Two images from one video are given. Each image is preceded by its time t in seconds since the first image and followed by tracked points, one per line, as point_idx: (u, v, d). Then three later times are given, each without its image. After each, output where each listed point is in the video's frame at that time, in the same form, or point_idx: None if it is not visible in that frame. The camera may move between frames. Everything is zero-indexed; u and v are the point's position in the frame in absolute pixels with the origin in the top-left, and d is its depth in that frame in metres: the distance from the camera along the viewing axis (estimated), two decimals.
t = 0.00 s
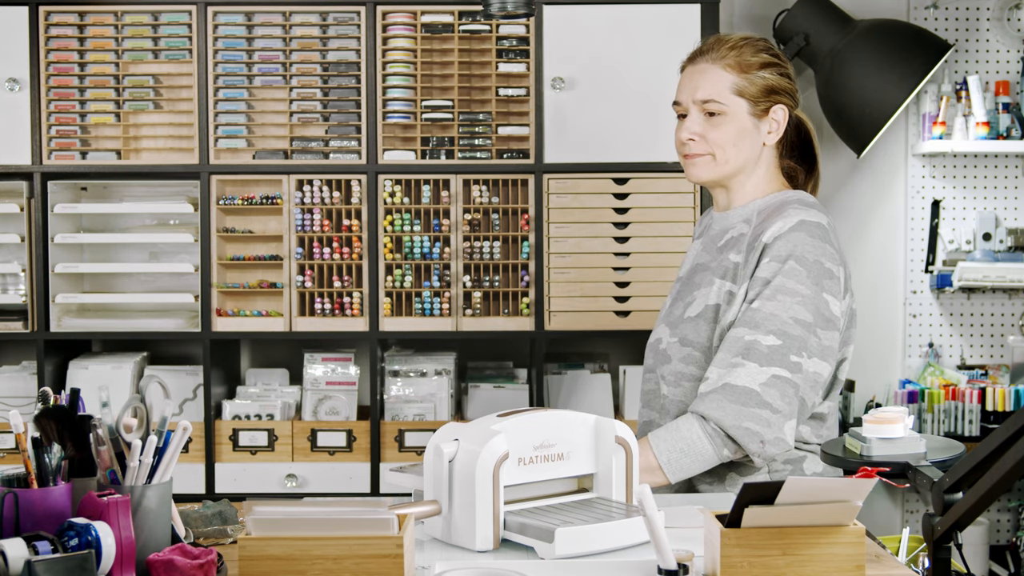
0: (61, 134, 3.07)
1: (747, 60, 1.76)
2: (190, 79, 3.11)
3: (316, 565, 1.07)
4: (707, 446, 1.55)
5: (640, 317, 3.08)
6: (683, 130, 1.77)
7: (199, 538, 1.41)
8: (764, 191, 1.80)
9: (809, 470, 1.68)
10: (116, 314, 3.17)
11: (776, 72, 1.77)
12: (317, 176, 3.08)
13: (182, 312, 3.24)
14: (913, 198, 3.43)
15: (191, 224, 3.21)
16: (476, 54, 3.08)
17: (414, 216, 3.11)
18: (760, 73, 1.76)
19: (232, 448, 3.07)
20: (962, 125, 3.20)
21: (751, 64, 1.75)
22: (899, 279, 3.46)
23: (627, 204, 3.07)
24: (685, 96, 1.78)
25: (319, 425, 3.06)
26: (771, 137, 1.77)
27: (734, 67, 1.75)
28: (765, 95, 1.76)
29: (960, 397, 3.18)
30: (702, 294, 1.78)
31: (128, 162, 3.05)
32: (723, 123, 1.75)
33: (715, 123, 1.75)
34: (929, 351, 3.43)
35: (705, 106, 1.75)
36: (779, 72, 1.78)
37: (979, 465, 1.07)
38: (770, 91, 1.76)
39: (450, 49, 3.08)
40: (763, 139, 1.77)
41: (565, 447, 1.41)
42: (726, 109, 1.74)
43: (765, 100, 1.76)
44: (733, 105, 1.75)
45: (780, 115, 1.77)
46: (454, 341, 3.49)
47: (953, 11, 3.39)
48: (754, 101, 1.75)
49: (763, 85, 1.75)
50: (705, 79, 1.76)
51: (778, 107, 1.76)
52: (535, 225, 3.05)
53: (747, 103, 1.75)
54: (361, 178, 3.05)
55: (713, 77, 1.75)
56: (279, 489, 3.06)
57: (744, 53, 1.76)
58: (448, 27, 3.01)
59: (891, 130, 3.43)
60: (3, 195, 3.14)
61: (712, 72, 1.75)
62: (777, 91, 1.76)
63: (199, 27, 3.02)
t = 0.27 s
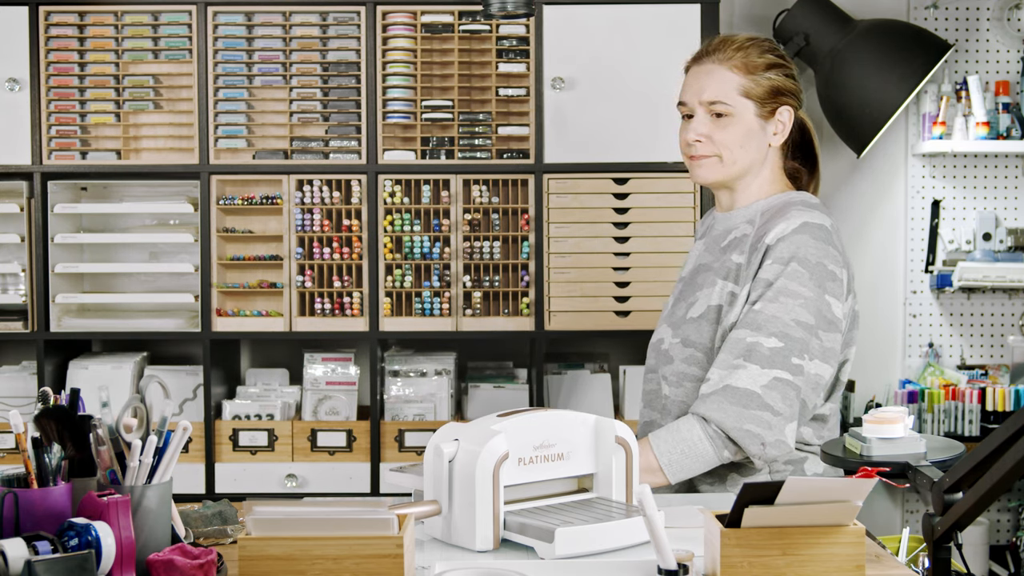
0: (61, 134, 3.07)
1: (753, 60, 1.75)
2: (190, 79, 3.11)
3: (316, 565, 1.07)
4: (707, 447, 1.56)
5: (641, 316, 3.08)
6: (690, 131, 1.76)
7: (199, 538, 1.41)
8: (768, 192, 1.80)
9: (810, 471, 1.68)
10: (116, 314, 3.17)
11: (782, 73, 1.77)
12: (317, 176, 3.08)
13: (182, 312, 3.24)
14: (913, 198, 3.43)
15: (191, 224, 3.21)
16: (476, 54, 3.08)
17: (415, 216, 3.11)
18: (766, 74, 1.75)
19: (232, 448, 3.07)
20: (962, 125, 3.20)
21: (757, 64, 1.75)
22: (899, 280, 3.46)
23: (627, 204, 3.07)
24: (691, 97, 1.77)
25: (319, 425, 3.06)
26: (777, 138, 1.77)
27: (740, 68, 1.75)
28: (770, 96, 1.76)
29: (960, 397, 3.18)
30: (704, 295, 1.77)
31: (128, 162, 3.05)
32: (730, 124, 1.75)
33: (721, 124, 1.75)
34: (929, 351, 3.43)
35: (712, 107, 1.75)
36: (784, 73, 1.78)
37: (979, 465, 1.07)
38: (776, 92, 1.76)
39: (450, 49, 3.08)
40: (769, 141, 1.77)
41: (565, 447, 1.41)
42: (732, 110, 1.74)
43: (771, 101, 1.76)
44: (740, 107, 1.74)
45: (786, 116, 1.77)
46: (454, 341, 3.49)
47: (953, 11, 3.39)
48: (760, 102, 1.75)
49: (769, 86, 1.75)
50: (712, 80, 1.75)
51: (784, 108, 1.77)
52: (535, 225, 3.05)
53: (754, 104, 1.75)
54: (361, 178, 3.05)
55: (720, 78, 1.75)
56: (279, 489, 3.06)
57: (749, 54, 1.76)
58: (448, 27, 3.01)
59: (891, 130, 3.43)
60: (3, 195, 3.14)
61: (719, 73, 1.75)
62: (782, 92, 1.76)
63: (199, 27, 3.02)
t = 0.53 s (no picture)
0: (61, 134, 3.07)
1: (756, 62, 1.75)
2: (190, 79, 3.11)
3: (316, 565, 1.07)
4: (708, 447, 1.56)
5: (641, 316, 3.08)
6: (694, 134, 1.76)
7: (199, 538, 1.41)
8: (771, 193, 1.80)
9: (811, 471, 1.68)
10: (116, 314, 3.17)
11: (784, 73, 1.77)
12: (317, 176, 3.08)
13: (182, 312, 3.24)
14: (913, 198, 3.43)
15: (191, 224, 3.21)
16: (476, 54, 3.09)
17: (415, 216, 3.11)
18: (769, 75, 1.75)
19: (232, 448, 3.07)
20: (962, 125, 3.20)
21: (760, 65, 1.74)
22: (899, 280, 3.46)
23: (627, 204, 3.07)
24: (695, 100, 1.77)
25: (319, 425, 3.06)
26: (780, 138, 1.78)
27: (744, 70, 1.74)
28: (774, 97, 1.76)
29: (960, 397, 3.18)
30: (706, 295, 1.77)
31: (128, 163, 3.05)
32: (734, 126, 1.74)
33: (725, 126, 1.75)
34: (929, 351, 3.43)
35: (716, 109, 1.74)
36: (787, 73, 1.77)
37: (979, 465, 1.07)
38: (779, 94, 1.75)
39: (450, 49, 3.08)
40: (773, 142, 1.77)
41: (565, 447, 1.41)
42: (737, 112, 1.74)
43: (775, 102, 1.75)
44: (744, 108, 1.74)
45: (789, 117, 1.77)
46: (454, 341, 3.49)
47: (953, 11, 3.39)
48: (764, 104, 1.75)
49: (772, 87, 1.75)
50: (715, 82, 1.74)
51: (787, 109, 1.77)
52: (535, 225, 3.05)
53: (758, 106, 1.75)
54: (361, 178, 3.05)
55: (723, 80, 1.74)
56: (279, 489, 3.06)
57: (752, 54, 1.75)
58: (448, 27, 3.01)
59: (891, 130, 3.44)
60: (3, 195, 3.14)
61: (723, 76, 1.74)
62: (786, 92, 1.76)
63: (199, 27, 3.02)
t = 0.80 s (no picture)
0: (61, 134, 3.07)
1: (763, 67, 1.72)
2: (190, 79, 3.11)
3: (316, 565, 1.07)
4: (707, 445, 1.56)
5: (641, 316, 3.08)
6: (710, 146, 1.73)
7: (199, 538, 1.41)
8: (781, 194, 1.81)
9: (811, 471, 1.68)
10: (116, 314, 3.17)
11: (788, 75, 1.76)
12: (316, 176, 3.08)
13: (182, 312, 3.24)
14: (913, 198, 3.43)
15: (191, 224, 3.21)
16: (476, 54, 3.09)
17: (415, 216, 3.11)
18: (777, 79, 1.73)
19: (232, 448, 3.07)
20: (962, 125, 3.20)
21: (768, 71, 1.72)
22: (899, 280, 3.47)
23: (627, 204, 3.07)
24: (707, 111, 1.73)
25: (319, 425, 3.06)
26: (790, 140, 1.78)
27: (753, 77, 1.72)
28: (783, 101, 1.74)
29: (960, 397, 3.18)
30: (707, 293, 1.78)
31: (128, 163, 3.05)
32: (752, 134, 1.73)
33: (742, 135, 1.73)
34: (929, 351, 3.43)
35: (731, 119, 1.72)
36: (791, 75, 1.76)
37: (979, 465, 1.07)
38: (787, 96, 1.74)
39: (450, 49, 3.08)
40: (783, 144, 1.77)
41: (565, 447, 1.41)
42: (752, 121, 1.72)
43: (784, 106, 1.75)
44: (758, 116, 1.72)
45: (797, 117, 1.77)
46: (454, 341, 3.49)
47: (953, 11, 3.39)
48: (775, 108, 1.73)
49: (781, 91, 1.73)
50: (727, 92, 1.71)
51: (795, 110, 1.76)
52: (535, 225, 3.05)
53: (770, 112, 1.73)
54: (361, 178, 3.05)
55: (735, 90, 1.71)
56: (279, 489, 3.06)
57: (758, 60, 1.72)
58: (448, 27, 3.01)
59: (891, 130, 3.44)
60: (3, 195, 3.14)
61: (734, 85, 1.71)
62: (793, 94, 1.75)
63: (199, 27, 3.02)
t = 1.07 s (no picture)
0: (61, 134, 3.07)
1: (759, 70, 1.71)
2: (190, 79, 3.11)
3: (316, 565, 1.07)
4: (708, 447, 1.56)
5: (640, 316, 3.08)
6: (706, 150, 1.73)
7: (199, 538, 1.41)
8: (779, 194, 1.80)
9: (812, 472, 1.68)
10: (116, 314, 3.18)
11: (784, 76, 1.75)
12: (316, 176, 3.08)
13: (182, 312, 3.24)
14: (913, 198, 3.43)
15: (191, 224, 3.21)
16: (476, 54, 3.09)
17: (415, 216, 3.11)
18: (772, 82, 1.72)
19: (232, 448, 3.07)
20: (962, 125, 3.20)
21: (763, 73, 1.72)
22: (899, 280, 3.47)
23: (627, 204, 3.07)
24: (702, 115, 1.73)
25: (319, 425, 3.06)
26: (787, 142, 1.77)
27: (749, 80, 1.71)
28: (779, 103, 1.74)
29: (960, 397, 3.18)
30: (710, 295, 1.78)
31: (128, 163, 3.05)
32: (748, 138, 1.72)
33: (738, 139, 1.72)
34: (929, 351, 3.43)
35: (727, 124, 1.71)
36: (787, 76, 1.75)
37: (979, 465, 1.07)
38: (783, 99, 1.74)
39: (450, 49, 3.08)
40: (780, 146, 1.77)
41: (565, 447, 1.41)
42: (747, 125, 1.72)
43: (780, 108, 1.74)
44: (753, 119, 1.72)
45: (793, 119, 1.77)
46: (454, 341, 3.49)
47: (953, 11, 3.39)
48: (771, 111, 1.73)
49: (777, 93, 1.73)
50: (722, 97, 1.71)
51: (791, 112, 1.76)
52: (535, 225, 3.05)
53: (766, 115, 1.73)
54: (361, 178, 3.05)
55: (731, 94, 1.70)
56: (279, 489, 3.06)
57: (754, 63, 1.72)
58: (448, 27, 3.01)
59: (891, 130, 3.44)
60: (3, 195, 3.14)
61: (729, 89, 1.71)
62: (789, 96, 1.74)
63: (199, 27, 3.02)
